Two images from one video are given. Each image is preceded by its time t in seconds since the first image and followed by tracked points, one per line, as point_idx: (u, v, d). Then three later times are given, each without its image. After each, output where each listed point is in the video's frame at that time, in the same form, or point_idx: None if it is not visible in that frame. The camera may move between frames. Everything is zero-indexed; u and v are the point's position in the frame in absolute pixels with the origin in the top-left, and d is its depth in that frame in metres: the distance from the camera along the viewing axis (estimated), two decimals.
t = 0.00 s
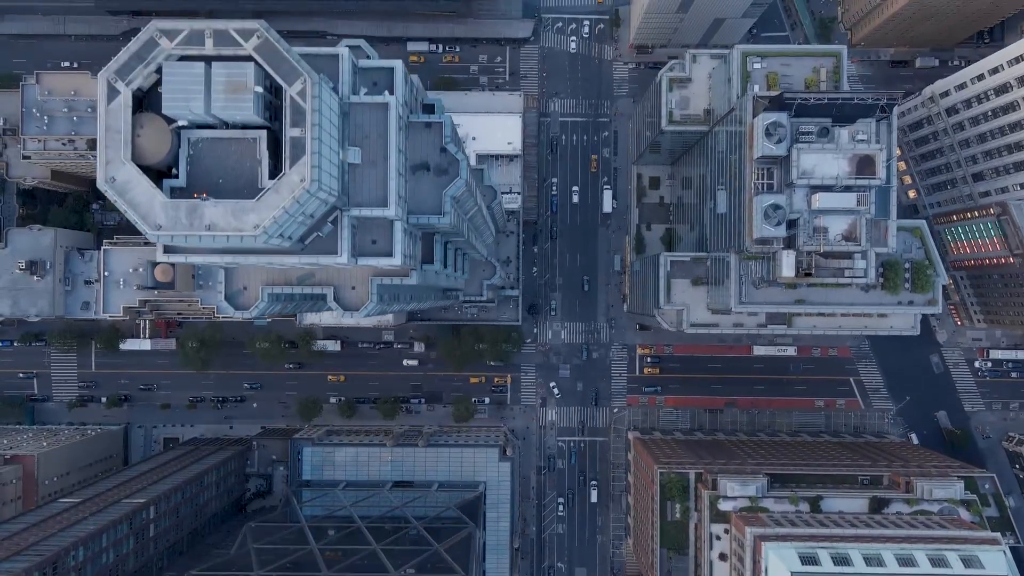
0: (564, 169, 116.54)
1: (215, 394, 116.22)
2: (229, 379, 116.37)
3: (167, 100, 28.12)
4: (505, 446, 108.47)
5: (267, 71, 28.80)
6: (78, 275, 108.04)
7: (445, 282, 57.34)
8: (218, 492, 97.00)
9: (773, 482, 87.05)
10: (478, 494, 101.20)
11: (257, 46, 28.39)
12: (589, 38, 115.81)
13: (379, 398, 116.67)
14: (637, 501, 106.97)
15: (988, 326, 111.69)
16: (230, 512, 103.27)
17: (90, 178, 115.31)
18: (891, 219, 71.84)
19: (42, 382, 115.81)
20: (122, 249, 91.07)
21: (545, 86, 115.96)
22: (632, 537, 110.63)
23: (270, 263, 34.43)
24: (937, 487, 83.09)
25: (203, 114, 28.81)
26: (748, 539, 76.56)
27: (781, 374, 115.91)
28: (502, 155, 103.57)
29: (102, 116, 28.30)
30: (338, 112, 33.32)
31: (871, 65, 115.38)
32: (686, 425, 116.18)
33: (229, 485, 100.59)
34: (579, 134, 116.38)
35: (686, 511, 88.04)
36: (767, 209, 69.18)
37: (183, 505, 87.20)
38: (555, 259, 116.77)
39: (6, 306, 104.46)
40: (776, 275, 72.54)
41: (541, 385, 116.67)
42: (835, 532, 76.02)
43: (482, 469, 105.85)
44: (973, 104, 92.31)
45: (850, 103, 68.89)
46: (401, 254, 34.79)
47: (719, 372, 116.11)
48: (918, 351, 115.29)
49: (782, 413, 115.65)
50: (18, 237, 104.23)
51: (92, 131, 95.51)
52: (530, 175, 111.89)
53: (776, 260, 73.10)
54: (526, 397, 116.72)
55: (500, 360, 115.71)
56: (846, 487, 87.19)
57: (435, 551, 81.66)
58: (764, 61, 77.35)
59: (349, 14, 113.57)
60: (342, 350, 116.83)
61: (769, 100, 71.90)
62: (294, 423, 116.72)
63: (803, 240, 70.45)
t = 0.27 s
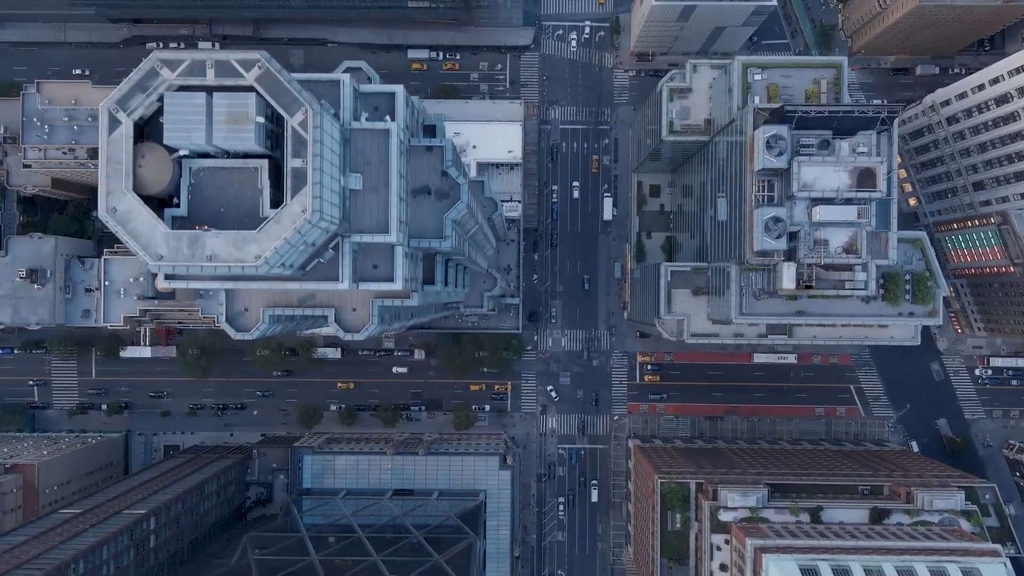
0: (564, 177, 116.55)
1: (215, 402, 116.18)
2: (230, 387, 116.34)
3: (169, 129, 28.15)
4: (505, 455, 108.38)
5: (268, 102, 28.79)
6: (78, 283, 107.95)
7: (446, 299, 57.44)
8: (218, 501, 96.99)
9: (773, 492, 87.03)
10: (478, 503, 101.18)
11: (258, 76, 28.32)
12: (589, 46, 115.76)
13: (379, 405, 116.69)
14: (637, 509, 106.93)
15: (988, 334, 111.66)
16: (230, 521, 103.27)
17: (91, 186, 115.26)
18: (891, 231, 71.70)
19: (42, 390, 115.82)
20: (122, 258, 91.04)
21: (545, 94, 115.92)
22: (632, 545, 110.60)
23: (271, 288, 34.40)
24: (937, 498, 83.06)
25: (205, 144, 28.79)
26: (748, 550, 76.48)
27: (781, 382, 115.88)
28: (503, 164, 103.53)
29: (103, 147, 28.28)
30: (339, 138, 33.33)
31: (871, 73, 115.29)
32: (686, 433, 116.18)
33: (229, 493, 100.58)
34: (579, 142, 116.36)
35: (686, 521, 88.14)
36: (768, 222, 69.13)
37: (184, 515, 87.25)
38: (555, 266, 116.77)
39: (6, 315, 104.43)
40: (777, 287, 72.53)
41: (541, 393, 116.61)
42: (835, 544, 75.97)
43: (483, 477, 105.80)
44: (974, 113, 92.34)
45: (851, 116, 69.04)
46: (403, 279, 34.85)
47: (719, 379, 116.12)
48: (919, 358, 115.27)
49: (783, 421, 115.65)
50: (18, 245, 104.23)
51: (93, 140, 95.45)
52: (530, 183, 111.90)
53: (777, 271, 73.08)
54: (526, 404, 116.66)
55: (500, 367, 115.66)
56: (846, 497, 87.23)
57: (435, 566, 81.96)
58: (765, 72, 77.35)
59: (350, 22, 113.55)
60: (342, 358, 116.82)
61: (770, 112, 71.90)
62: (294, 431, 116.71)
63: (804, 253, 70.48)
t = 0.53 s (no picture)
0: (564, 185, 116.62)
1: (216, 409, 116.18)
2: (230, 394, 116.37)
3: (169, 160, 28.10)
4: (505, 463, 108.35)
5: (269, 132, 28.78)
6: (78, 291, 108.03)
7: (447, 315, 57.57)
8: (218, 510, 96.95)
9: (773, 503, 87.02)
10: (479, 512, 101.14)
11: (259, 107, 28.33)
12: (590, 53, 115.76)
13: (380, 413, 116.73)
14: (637, 517, 106.90)
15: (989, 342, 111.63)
16: (230, 529, 103.26)
17: (91, 193, 115.18)
18: (892, 243, 71.63)
19: (43, 397, 115.84)
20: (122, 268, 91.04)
21: (545, 101, 115.93)
22: (632, 553, 110.59)
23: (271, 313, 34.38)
24: (938, 508, 82.93)
25: (206, 175, 28.76)
26: (749, 562, 76.48)
27: (782, 389, 115.85)
28: (503, 173, 103.55)
29: (105, 178, 28.32)
30: (340, 163, 33.31)
31: (872, 80, 115.23)
32: (686, 440, 116.20)
33: (229, 502, 100.54)
34: (580, 149, 116.39)
35: (687, 531, 88.24)
36: (769, 234, 69.07)
37: (184, 525, 87.24)
38: (556, 274, 116.80)
39: (6, 323, 104.41)
40: (777, 299, 72.51)
41: (542, 400, 116.59)
42: (836, 555, 75.91)
43: (483, 485, 105.77)
44: (974, 122, 92.44)
45: (852, 128, 69.22)
46: (403, 304, 34.84)
47: (719, 387, 116.12)
48: (919, 366, 115.29)
49: (783, 428, 115.66)
50: (19, 254, 104.24)
51: (94, 150, 95.42)
52: (530, 191, 112.01)
53: (777, 283, 73.08)
54: (526, 412, 116.61)
55: (500, 375, 115.66)
56: (846, 507, 87.25)
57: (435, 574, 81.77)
58: (765, 84, 77.39)
59: (350, 30, 113.58)
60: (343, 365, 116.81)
61: (771, 125, 71.97)
62: (294, 438, 116.72)
63: (804, 265, 70.57)
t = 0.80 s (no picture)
0: (564, 192, 116.60)
1: (216, 417, 116.19)
2: (231, 401, 116.37)
3: (171, 190, 28.18)
4: (506, 471, 108.30)
5: (270, 162, 28.83)
6: (78, 299, 108.13)
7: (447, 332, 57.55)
8: (218, 519, 96.94)
9: (773, 513, 86.98)
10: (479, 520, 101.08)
11: (261, 138, 28.38)
12: (590, 61, 115.78)
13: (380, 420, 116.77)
14: (637, 525, 106.81)
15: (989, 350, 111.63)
16: (230, 538, 103.21)
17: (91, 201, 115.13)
18: (893, 255, 71.57)
19: (43, 404, 115.85)
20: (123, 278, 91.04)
21: (546, 109, 115.93)
22: (632, 561, 110.50)
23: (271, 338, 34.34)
24: (938, 519, 82.86)
25: (207, 205, 28.88)
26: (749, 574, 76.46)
27: (782, 397, 115.85)
28: (504, 181, 103.61)
29: (105, 209, 28.26)
30: (341, 190, 33.34)
31: (872, 88, 115.22)
32: (687, 448, 116.16)
33: (229, 510, 100.49)
34: (580, 157, 116.41)
35: (687, 541, 88.23)
36: (769, 247, 69.08)
37: (184, 535, 87.20)
38: (556, 281, 116.84)
39: (7, 331, 104.42)
40: (778, 311, 72.47)
41: (541, 408, 116.55)
42: (836, 567, 75.82)
43: (484, 493, 105.72)
44: (975, 132, 92.45)
45: (853, 141, 69.33)
46: (404, 328, 34.87)
47: (719, 394, 116.11)
48: (919, 374, 115.29)
49: (783, 436, 115.63)
50: (19, 262, 104.25)
51: (94, 158, 95.39)
52: (530, 199, 112.09)
53: (777, 295, 73.08)
54: (527, 419, 116.56)
55: (501, 382, 115.64)
56: (847, 517, 87.21)
57: None
58: (765, 95, 77.43)
59: (350, 38, 113.62)
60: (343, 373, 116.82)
61: (771, 137, 72.04)
62: (294, 446, 116.73)
63: (804, 278, 70.63)
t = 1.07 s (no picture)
0: (565, 200, 116.60)
1: (216, 424, 116.19)
2: (231, 409, 116.37)
3: (171, 221, 28.26)
4: (506, 479, 108.30)
5: (271, 192, 28.87)
6: (79, 307, 108.16)
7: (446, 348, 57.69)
8: (219, 527, 96.96)
9: (774, 523, 86.95)
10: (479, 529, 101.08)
11: (261, 168, 28.39)
12: (591, 68, 115.79)
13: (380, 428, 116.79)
14: (637, 534, 106.76)
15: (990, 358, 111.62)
16: (230, 546, 103.17)
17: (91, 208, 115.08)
18: (893, 267, 71.50)
19: (43, 412, 115.84)
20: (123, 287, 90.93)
21: (546, 117, 115.93)
22: (632, 569, 110.49)
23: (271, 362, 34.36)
24: (939, 530, 82.81)
25: (208, 236, 28.96)
26: None
27: (783, 405, 115.81)
28: (504, 190, 103.63)
29: (106, 239, 28.22)
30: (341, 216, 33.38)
31: (873, 96, 115.18)
32: (687, 455, 116.13)
33: (229, 519, 100.49)
34: (581, 164, 116.40)
35: (688, 551, 88.23)
36: (770, 260, 69.02)
37: (185, 545, 87.23)
38: (556, 289, 116.87)
39: (7, 339, 104.42)
40: (778, 322, 72.43)
41: (541, 415, 116.54)
42: None
43: (484, 501, 105.71)
44: (975, 142, 92.44)
45: (853, 154, 69.38)
46: (405, 352, 34.90)
47: (720, 402, 116.10)
48: (920, 382, 115.29)
49: (784, 444, 115.60)
50: (19, 270, 104.24)
51: (94, 168, 95.36)
52: (530, 207, 112.09)
53: (778, 307, 73.08)
54: (527, 426, 116.53)
55: (501, 390, 115.59)
56: (848, 528, 87.19)
57: None
58: (766, 107, 77.42)
59: (351, 45, 113.66)
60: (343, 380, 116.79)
61: (772, 149, 72.05)
62: (295, 453, 116.71)
63: (805, 290, 70.75)
